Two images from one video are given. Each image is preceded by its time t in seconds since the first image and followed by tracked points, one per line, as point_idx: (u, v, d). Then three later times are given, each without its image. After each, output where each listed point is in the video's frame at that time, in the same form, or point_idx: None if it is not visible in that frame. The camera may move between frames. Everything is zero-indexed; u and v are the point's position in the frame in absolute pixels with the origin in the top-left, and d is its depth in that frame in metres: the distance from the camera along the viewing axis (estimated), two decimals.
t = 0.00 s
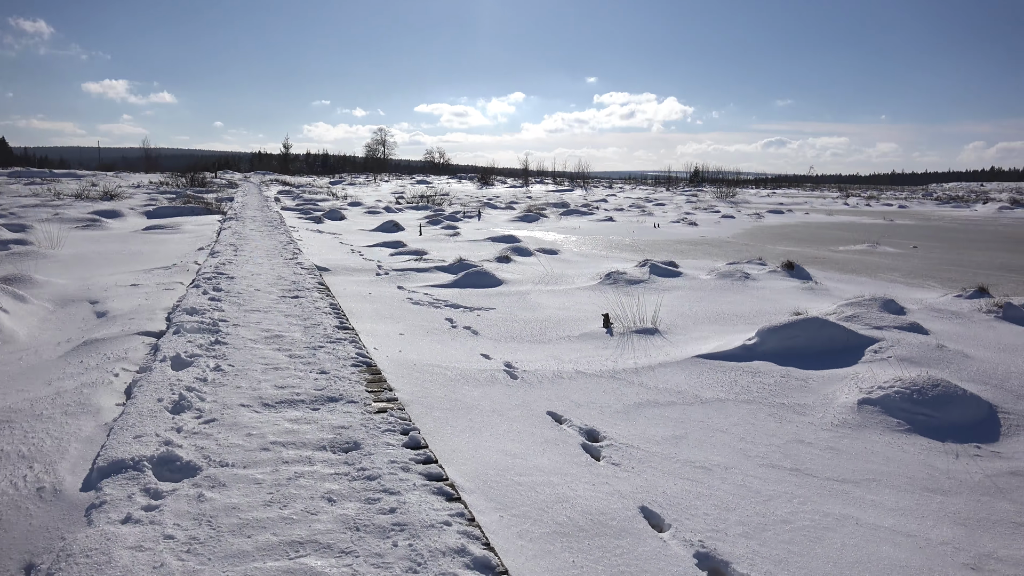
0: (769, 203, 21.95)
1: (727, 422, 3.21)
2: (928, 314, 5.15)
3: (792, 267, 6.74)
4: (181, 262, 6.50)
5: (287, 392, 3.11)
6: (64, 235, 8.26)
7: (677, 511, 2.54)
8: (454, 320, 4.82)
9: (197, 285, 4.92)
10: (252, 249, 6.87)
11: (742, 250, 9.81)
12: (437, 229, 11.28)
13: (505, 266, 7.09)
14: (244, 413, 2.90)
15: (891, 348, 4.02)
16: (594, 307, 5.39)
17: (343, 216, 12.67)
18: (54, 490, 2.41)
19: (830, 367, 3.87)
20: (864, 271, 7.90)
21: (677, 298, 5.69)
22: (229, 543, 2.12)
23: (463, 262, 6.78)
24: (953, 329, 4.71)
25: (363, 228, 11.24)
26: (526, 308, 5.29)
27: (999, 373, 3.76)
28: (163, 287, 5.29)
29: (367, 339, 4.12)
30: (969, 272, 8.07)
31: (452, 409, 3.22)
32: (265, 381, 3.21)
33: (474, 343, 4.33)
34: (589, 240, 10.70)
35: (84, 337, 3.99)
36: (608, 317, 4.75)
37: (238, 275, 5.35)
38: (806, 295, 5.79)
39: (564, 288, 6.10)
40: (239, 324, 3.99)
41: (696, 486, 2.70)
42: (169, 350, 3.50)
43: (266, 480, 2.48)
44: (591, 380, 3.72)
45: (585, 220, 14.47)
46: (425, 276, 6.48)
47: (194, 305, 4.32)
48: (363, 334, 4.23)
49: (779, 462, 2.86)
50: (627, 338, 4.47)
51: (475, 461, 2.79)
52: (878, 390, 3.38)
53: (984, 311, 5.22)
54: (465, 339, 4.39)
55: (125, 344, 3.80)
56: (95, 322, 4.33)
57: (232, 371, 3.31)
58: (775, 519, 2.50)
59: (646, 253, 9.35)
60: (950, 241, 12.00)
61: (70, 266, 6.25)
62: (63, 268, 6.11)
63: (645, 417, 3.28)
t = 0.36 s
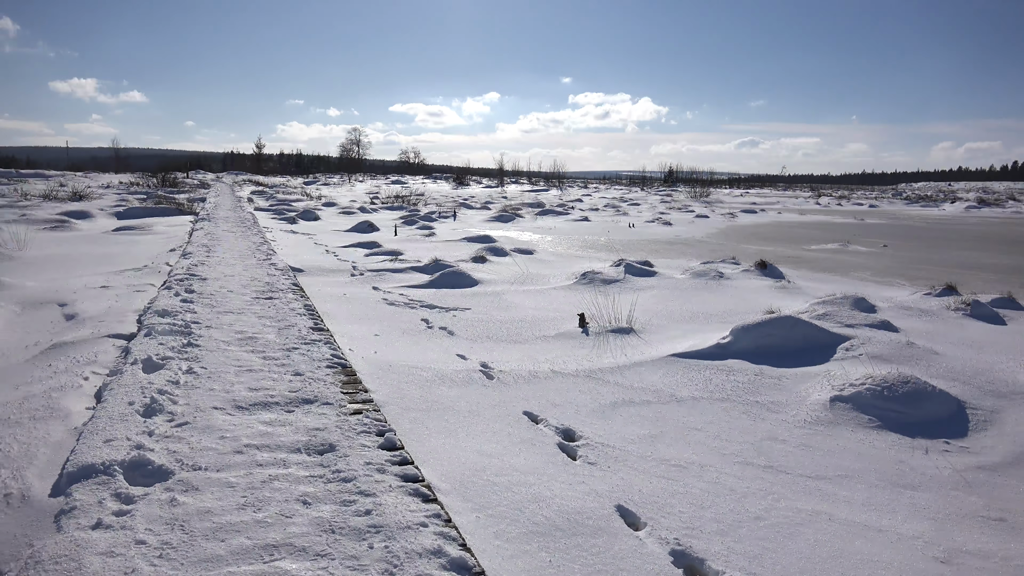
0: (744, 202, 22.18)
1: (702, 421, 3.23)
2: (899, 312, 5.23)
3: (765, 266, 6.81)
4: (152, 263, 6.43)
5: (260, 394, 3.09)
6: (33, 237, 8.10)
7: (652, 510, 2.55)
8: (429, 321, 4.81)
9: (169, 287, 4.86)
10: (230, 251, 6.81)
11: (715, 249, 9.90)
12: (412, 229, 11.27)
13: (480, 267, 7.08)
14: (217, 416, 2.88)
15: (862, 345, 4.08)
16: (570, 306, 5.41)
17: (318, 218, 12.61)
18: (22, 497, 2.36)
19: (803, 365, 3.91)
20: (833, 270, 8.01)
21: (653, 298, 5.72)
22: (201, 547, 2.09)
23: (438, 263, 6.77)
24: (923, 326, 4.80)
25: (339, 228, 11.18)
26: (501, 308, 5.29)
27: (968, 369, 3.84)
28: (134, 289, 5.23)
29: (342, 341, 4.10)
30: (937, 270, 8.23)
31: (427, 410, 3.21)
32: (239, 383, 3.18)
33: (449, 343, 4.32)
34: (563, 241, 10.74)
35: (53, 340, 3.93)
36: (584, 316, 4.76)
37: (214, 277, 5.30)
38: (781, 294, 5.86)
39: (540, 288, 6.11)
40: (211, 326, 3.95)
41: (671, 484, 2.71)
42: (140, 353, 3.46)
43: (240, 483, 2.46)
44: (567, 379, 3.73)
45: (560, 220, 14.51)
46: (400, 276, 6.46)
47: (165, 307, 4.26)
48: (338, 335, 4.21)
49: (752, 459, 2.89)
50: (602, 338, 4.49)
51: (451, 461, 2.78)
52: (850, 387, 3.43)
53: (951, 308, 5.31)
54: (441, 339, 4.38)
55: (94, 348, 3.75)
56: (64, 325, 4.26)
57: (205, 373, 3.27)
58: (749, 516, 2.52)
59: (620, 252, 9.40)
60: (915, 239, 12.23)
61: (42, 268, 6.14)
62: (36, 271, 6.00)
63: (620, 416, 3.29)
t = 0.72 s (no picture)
0: (720, 202, 22.36)
1: (677, 419, 3.26)
2: (872, 309, 5.31)
3: (740, 265, 6.88)
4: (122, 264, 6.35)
5: (233, 396, 3.06)
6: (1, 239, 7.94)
7: (628, 508, 2.56)
8: (404, 321, 4.79)
9: (139, 288, 4.81)
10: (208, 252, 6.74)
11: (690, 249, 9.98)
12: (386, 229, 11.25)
13: (456, 267, 7.07)
14: (189, 418, 2.85)
15: (834, 343, 4.13)
16: (545, 306, 5.42)
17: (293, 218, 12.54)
18: None
19: (777, 363, 3.95)
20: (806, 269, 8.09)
21: (629, 297, 5.75)
22: (174, 552, 2.06)
23: (413, 263, 6.76)
24: (895, 323, 4.87)
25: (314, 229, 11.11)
26: (476, 308, 5.29)
27: (938, 366, 3.90)
28: (104, 291, 5.15)
29: (317, 342, 4.08)
30: (908, 269, 8.38)
31: (403, 411, 3.20)
32: (212, 386, 3.15)
33: (425, 343, 4.32)
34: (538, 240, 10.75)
35: (21, 343, 3.86)
36: (560, 316, 4.77)
37: (189, 279, 5.24)
38: (758, 292, 5.92)
39: (516, 287, 6.11)
40: (184, 328, 3.91)
41: (647, 482, 2.72)
42: (110, 355, 3.42)
43: (214, 486, 2.43)
44: (543, 379, 3.74)
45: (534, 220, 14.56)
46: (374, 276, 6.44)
47: (137, 309, 4.21)
48: (314, 336, 4.19)
49: (727, 456, 2.91)
50: (577, 337, 4.50)
51: (427, 462, 2.78)
52: (822, 384, 3.47)
53: (922, 306, 5.40)
54: (416, 339, 4.37)
55: (63, 351, 3.69)
56: (33, 327, 4.18)
57: (177, 375, 3.24)
58: (724, 513, 2.54)
59: (595, 252, 9.44)
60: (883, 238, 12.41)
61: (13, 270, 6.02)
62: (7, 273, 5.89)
63: (596, 416, 3.30)
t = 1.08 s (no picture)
0: (693, 202, 22.56)
1: (651, 417, 3.27)
2: (843, 307, 5.39)
3: (712, 265, 6.94)
4: (90, 266, 6.27)
5: (203, 399, 3.03)
6: None
7: (603, 507, 2.57)
8: (378, 322, 4.78)
9: (107, 291, 4.74)
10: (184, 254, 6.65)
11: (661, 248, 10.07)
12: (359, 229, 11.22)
13: (429, 267, 7.06)
14: (159, 422, 2.81)
15: (804, 340, 4.19)
16: (519, 306, 5.43)
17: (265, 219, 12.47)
18: None
19: (749, 361, 3.99)
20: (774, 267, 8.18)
21: (602, 297, 5.78)
22: (143, 557, 2.03)
23: (386, 263, 6.74)
24: (865, 320, 4.94)
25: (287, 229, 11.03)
26: (450, 308, 5.28)
27: (907, 363, 3.97)
28: (71, 294, 5.07)
29: (289, 343, 4.05)
30: (878, 267, 8.53)
31: (376, 412, 3.19)
32: (181, 388, 3.11)
33: (398, 344, 4.30)
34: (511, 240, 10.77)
35: None
36: (534, 316, 4.78)
37: (163, 280, 5.18)
38: (733, 291, 5.98)
39: (490, 287, 6.12)
40: (153, 330, 3.87)
41: (621, 481, 2.73)
42: (77, 359, 3.36)
43: (185, 490, 2.40)
44: (517, 378, 3.74)
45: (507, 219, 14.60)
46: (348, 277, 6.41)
47: (105, 312, 4.14)
48: (287, 338, 4.16)
49: (700, 454, 2.93)
50: (551, 337, 4.52)
51: (401, 463, 2.77)
52: (793, 381, 3.51)
53: (890, 303, 5.48)
54: (389, 340, 4.36)
55: (28, 355, 3.63)
56: None
57: (146, 378, 3.20)
58: (697, 510, 2.55)
59: (568, 252, 9.49)
60: (849, 236, 12.62)
61: None
62: None
63: (570, 415, 3.31)
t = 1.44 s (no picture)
0: (665, 201, 22.66)
1: (625, 416, 3.29)
2: (815, 305, 5.46)
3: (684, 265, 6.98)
4: (56, 268, 6.17)
5: (173, 402, 3.00)
6: None
7: (577, 506, 2.58)
8: (351, 323, 4.75)
9: (73, 293, 4.68)
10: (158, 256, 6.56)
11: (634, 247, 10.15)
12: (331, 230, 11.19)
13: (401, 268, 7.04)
14: (128, 426, 2.77)
15: (775, 338, 4.24)
16: (493, 306, 5.43)
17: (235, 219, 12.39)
18: None
19: (722, 360, 4.03)
20: (745, 266, 8.26)
21: (575, 296, 5.79)
22: (112, 563, 2.00)
23: (359, 264, 6.70)
24: (837, 318, 5.02)
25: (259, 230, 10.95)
26: (424, 308, 5.28)
27: (877, 360, 4.03)
28: (36, 296, 4.98)
29: (260, 345, 4.01)
30: (848, 265, 8.67)
31: (350, 413, 3.17)
32: (151, 392, 3.08)
33: (371, 345, 4.29)
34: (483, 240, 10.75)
35: None
36: (507, 316, 4.78)
37: (132, 282, 5.11)
38: (708, 291, 6.03)
39: (464, 287, 6.12)
40: (122, 333, 3.82)
41: (595, 479, 2.74)
42: (43, 362, 3.30)
43: (154, 495, 2.37)
44: (490, 378, 3.74)
45: (480, 219, 14.59)
46: (319, 278, 6.37)
47: (72, 314, 4.08)
48: (259, 339, 4.12)
49: (674, 452, 2.95)
50: (525, 337, 4.52)
51: (374, 465, 2.75)
52: (764, 379, 3.54)
53: (858, 301, 5.55)
54: (362, 341, 4.34)
55: None
56: None
57: (115, 382, 3.16)
58: (671, 508, 2.57)
59: (540, 251, 9.52)
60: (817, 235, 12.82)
61: None
62: None
63: (544, 414, 3.32)
